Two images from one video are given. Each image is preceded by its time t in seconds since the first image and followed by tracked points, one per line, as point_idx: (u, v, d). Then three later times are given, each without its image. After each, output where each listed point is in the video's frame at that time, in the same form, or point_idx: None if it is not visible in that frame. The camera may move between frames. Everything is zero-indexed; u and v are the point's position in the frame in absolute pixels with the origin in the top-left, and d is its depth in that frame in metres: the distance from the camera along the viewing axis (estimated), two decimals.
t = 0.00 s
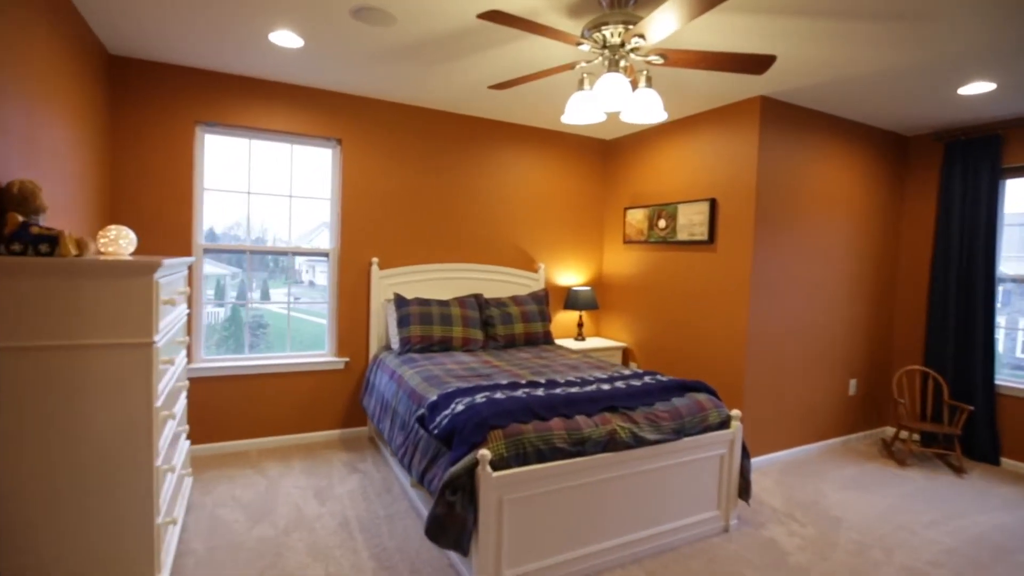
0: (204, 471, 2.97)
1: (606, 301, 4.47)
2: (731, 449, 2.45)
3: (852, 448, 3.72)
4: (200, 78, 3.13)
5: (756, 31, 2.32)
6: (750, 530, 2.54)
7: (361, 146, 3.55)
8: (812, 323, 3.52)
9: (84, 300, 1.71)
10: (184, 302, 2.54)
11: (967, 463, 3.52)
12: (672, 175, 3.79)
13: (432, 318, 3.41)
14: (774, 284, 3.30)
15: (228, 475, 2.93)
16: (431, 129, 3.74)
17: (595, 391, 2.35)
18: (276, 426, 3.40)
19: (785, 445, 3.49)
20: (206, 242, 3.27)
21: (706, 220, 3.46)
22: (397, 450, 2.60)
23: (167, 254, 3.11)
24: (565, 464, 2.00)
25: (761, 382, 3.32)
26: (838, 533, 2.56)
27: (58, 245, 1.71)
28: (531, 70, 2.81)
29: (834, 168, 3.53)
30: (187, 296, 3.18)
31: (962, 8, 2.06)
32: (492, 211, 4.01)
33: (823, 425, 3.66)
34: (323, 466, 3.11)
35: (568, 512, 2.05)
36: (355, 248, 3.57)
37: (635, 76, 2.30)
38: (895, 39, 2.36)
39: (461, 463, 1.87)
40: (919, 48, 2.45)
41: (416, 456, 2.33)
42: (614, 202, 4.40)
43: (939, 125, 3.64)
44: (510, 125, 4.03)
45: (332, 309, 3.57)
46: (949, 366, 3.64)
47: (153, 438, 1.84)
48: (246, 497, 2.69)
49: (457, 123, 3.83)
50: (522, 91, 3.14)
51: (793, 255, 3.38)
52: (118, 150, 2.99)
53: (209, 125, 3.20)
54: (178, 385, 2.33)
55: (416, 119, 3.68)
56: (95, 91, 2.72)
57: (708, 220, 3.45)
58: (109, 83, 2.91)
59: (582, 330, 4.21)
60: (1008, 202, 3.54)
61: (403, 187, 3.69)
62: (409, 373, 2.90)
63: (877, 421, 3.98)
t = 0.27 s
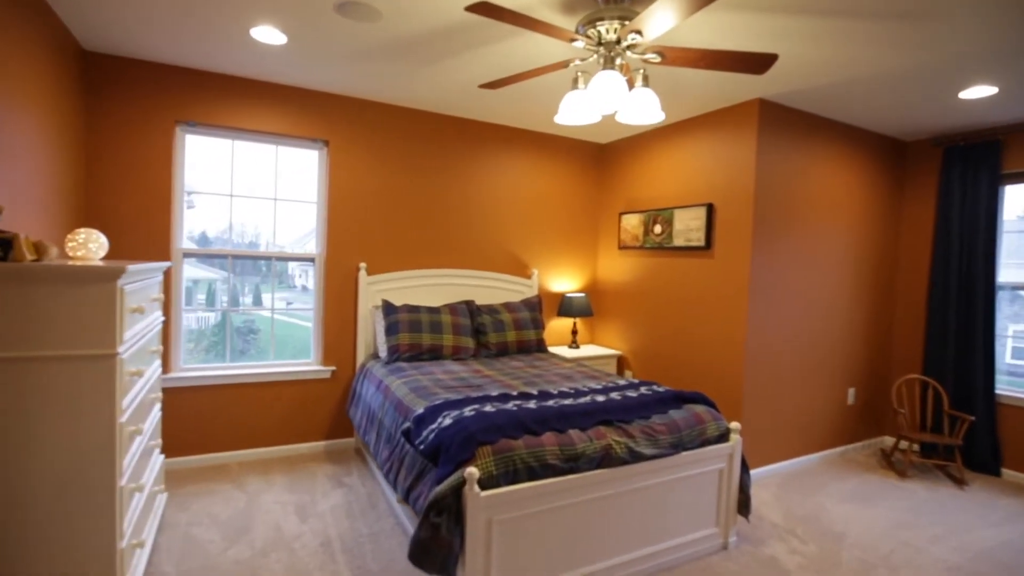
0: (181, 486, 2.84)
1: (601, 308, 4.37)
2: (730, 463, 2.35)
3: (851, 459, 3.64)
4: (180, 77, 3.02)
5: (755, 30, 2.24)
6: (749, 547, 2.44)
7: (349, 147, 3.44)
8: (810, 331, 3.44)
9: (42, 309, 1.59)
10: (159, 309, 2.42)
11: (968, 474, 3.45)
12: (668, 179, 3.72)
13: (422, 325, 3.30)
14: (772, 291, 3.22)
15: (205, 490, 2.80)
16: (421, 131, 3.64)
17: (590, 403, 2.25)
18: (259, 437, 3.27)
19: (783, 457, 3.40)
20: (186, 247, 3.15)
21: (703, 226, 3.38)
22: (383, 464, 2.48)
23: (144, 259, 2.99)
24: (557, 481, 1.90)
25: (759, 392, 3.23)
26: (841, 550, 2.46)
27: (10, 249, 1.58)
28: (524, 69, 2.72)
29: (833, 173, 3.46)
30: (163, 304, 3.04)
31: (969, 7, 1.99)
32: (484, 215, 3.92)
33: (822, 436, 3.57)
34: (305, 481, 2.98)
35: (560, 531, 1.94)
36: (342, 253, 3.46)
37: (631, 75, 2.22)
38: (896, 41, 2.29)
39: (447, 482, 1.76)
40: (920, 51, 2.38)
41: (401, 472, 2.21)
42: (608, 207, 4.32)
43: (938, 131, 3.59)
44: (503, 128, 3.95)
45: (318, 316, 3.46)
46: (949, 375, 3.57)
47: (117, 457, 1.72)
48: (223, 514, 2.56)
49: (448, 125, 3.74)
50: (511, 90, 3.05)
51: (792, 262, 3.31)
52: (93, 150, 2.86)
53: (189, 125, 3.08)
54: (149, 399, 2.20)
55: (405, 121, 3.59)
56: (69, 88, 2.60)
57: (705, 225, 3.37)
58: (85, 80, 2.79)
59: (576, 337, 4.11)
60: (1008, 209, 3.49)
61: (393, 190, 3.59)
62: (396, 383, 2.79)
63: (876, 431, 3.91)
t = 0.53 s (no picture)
0: (149, 502, 2.70)
1: (589, 312, 4.30)
2: (722, 474, 2.28)
3: (841, 466, 3.60)
4: (151, 71, 2.87)
5: (749, 28, 2.18)
6: (742, 561, 2.37)
7: (330, 147, 3.33)
8: (800, 336, 3.40)
9: None
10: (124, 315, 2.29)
11: (958, 480, 3.42)
12: (657, 182, 3.65)
13: (404, 331, 3.19)
14: (762, 295, 3.17)
15: (175, 506, 2.66)
16: (404, 131, 3.54)
17: (578, 414, 2.16)
18: (234, 448, 3.14)
19: (773, 464, 3.35)
20: (156, 249, 3.00)
21: (692, 229, 3.32)
22: (361, 478, 2.37)
23: (111, 262, 2.84)
24: (543, 498, 1.80)
25: (750, 399, 3.17)
26: (835, 562, 2.40)
27: None
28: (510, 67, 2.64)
29: (822, 176, 3.42)
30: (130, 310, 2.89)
31: (966, 7, 1.94)
32: (469, 218, 3.82)
33: (812, 442, 3.53)
34: (282, 494, 2.86)
35: (547, 549, 1.85)
36: (322, 256, 3.34)
37: (621, 72, 2.14)
38: (890, 42, 2.24)
39: (427, 501, 1.65)
40: (913, 53, 2.35)
41: (380, 486, 2.11)
42: (596, 209, 4.25)
43: (926, 134, 3.58)
44: (489, 128, 3.86)
45: (297, 322, 3.33)
46: (938, 380, 3.55)
47: (68, 477, 1.59)
48: (193, 532, 2.43)
49: (433, 125, 3.64)
50: (494, 88, 2.97)
51: (782, 266, 3.26)
52: (56, 147, 2.71)
53: (161, 122, 2.94)
54: (110, 413, 2.06)
55: (388, 120, 3.48)
56: (32, 81, 2.45)
57: (695, 229, 3.31)
58: (49, 73, 2.64)
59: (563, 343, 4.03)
60: (995, 213, 3.48)
61: (375, 191, 3.48)
62: (377, 392, 2.68)
63: (865, 436, 3.88)
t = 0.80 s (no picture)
0: (111, 517, 2.57)
1: (571, 314, 4.26)
2: (705, 478, 2.24)
3: (822, 465, 3.61)
4: (113, 64, 2.74)
5: (732, 27, 2.15)
6: (725, 564, 2.34)
7: (304, 145, 3.23)
8: (781, 337, 3.40)
9: None
10: (82, 320, 2.17)
11: (935, 478, 3.46)
12: (639, 181, 3.62)
13: (382, 334, 3.11)
14: (744, 296, 3.17)
15: (139, 521, 2.54)
16: (382, 129, 3.46)
17: (559, 419, 2.10)
18: (205, 458, 3.02)
19: (755, 465, 3.34)
20: (120, 250, 2.86)
21: (674, 229, 3.30)
22: (335, 488, 2.28)
23: (69, 264, 2.69)
24: (523, 508, 1.75)
25: (732, 400, 3.16)
26: (818, 564, 2.39)
27: None
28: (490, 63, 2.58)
29: (802, 176, 3.43)
30: (89, 314, 2.75)
31: (946, 10, 1.94)
32: (450, 218, 3.75)
33: (793, 442, 3.54)
34: (253, 505, 2.75)
35: (527, 560, 1.79)
36: (296, 257, 3.23)
37: (603, 70, 2.09)
38: (872, 43, 2.24)
39: (401, 514, 1.58)
40: (894, 55, 2.35)
41: (354, 498, 2.02)
42: (579, 210, 4.21)
43: (902, 136, 3.62)
44: (470, 127, 3.79)
45: (271, 324, 3.23)
46: (915, 379, 3.59)
47: (12, 498, 1.48)
48: (157, 548, 2.31)
49: (411, 123, 3.56)
50: (472, 85, 2.91)
51: (763, 267, 3.26)
52: (8, 143, 2.55)
53: (124, 118, 2.80)
54: (65, 425, 1.95)
55: (365, 118, 3.39)
56: None
57: (677, 229, 3.29)
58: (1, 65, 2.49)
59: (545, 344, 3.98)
60: (970, 214, 3.54)
61: (352, 191, 3.39)
62: (352, 398, 2.59)
63: (844, 435, 3.91)
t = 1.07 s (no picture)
0: (70, 529, 2.46)
1: (549, 313, 4.25)
2: (681, 475, 2.25)
3: (794, 459, 3.68)
4: (68, 55, 2.61)
5: (706, 25, 2.16)
6: (701, 561, 2.36)
7: (275, 141, 3.14)
8: (755, 335, 3.45)
9: None
10: (35, 324, 2.06)
11: (902, 470, 3.55)
12: (616, 180, 3.63)
13: (356, 335, 3.04)
14: (719, 294, 3.20)
15: (100, 532, 2.43)
16: (356, 126, 3.40)
17: (536, 420, 2.08)
18: (171, 465, 2.92)
19: (730, 461, 3.38)
20: (78, 250, 2.73)
21: (650, 228, 3.31)
22: (307, 494, 2.22)
23: (22, 265, 2.56)
24: (498, 510, 1.72)
25: (707, 397, 3.19)
26: (791, 558, 2.43)
27: None
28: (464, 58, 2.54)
29: (775, 176, 3.48)
30: (45, 318, 2.62)
31: (911, 12, 1.99)
32: (425, 216, 3.70)
33: (767, 438, 3.59)
34: (222, 513, 2.66)
35: (502, 563, 1.77)
36: (267, 257, 3.15)
37: (577, 67, 2.08)
38: (841, 44, 2.28)
39: (373, 521, 1.54)
40: (863, 56, 2.40)
41: (326, 504, 1.97)
42: (556, 209, 4.21)
43: (871, 137, 3.70)
44: (446, 125, 3.75)
45: (240, 325, 3.13)
46: (883, 374, 3.68)
47: None
48: (120, 560, 2.22)
49: (386, 119, 3.50)
50: (447, 81, 2.86)
51: (738, 265, 3.29)
52: None
53: (81, 112, 2.68)
54: (20, 433, 1.88)
55: (338, 114, 3.32)
56: None
57: (653, 228, 3.30)
58: None
59: (523, 344, 3.97)
60: (935, 213, 3.64)
61: (324, 189, 3.32)
62: (325, 401, 2.53)
63: (816, 430, 3.99)
